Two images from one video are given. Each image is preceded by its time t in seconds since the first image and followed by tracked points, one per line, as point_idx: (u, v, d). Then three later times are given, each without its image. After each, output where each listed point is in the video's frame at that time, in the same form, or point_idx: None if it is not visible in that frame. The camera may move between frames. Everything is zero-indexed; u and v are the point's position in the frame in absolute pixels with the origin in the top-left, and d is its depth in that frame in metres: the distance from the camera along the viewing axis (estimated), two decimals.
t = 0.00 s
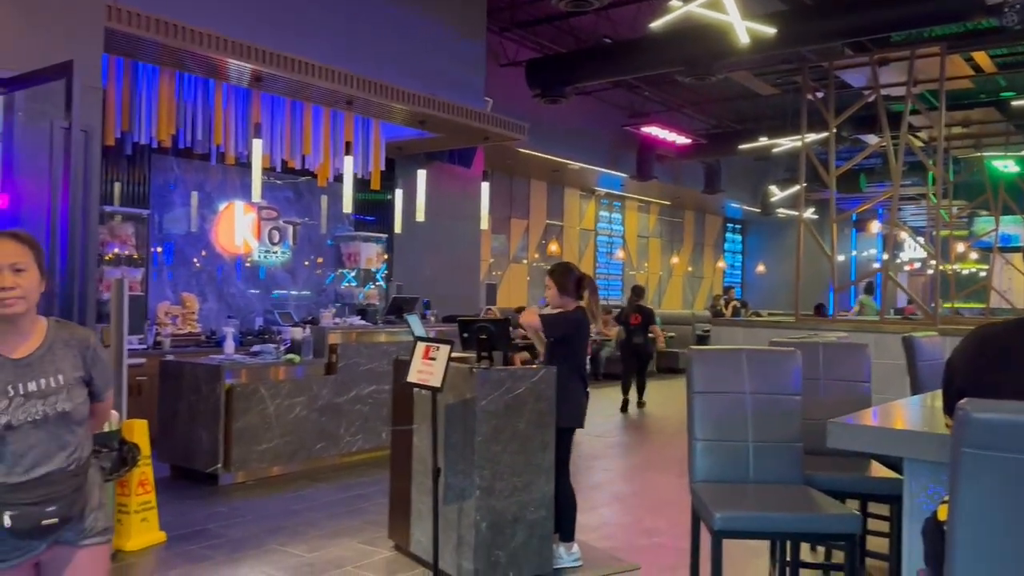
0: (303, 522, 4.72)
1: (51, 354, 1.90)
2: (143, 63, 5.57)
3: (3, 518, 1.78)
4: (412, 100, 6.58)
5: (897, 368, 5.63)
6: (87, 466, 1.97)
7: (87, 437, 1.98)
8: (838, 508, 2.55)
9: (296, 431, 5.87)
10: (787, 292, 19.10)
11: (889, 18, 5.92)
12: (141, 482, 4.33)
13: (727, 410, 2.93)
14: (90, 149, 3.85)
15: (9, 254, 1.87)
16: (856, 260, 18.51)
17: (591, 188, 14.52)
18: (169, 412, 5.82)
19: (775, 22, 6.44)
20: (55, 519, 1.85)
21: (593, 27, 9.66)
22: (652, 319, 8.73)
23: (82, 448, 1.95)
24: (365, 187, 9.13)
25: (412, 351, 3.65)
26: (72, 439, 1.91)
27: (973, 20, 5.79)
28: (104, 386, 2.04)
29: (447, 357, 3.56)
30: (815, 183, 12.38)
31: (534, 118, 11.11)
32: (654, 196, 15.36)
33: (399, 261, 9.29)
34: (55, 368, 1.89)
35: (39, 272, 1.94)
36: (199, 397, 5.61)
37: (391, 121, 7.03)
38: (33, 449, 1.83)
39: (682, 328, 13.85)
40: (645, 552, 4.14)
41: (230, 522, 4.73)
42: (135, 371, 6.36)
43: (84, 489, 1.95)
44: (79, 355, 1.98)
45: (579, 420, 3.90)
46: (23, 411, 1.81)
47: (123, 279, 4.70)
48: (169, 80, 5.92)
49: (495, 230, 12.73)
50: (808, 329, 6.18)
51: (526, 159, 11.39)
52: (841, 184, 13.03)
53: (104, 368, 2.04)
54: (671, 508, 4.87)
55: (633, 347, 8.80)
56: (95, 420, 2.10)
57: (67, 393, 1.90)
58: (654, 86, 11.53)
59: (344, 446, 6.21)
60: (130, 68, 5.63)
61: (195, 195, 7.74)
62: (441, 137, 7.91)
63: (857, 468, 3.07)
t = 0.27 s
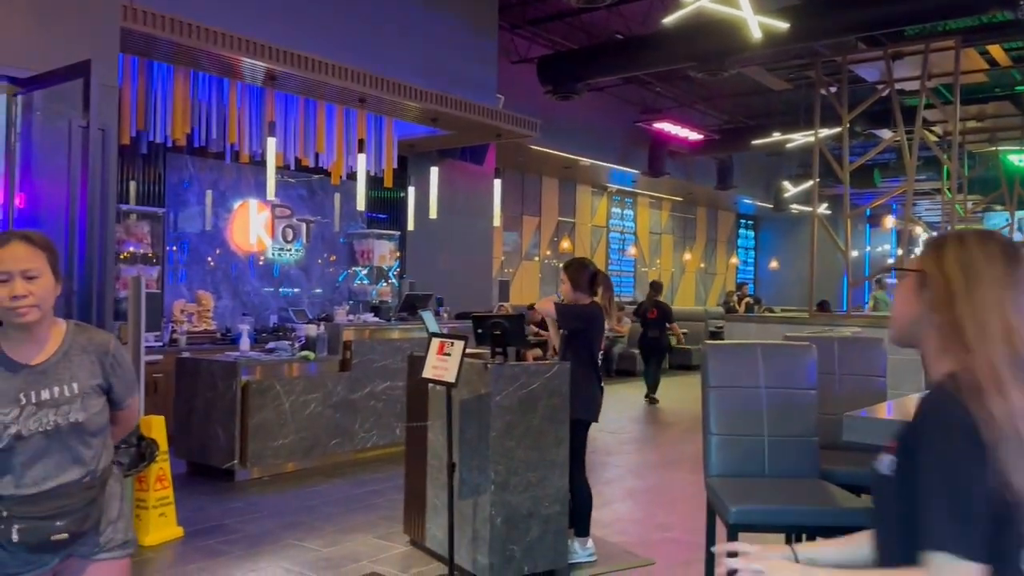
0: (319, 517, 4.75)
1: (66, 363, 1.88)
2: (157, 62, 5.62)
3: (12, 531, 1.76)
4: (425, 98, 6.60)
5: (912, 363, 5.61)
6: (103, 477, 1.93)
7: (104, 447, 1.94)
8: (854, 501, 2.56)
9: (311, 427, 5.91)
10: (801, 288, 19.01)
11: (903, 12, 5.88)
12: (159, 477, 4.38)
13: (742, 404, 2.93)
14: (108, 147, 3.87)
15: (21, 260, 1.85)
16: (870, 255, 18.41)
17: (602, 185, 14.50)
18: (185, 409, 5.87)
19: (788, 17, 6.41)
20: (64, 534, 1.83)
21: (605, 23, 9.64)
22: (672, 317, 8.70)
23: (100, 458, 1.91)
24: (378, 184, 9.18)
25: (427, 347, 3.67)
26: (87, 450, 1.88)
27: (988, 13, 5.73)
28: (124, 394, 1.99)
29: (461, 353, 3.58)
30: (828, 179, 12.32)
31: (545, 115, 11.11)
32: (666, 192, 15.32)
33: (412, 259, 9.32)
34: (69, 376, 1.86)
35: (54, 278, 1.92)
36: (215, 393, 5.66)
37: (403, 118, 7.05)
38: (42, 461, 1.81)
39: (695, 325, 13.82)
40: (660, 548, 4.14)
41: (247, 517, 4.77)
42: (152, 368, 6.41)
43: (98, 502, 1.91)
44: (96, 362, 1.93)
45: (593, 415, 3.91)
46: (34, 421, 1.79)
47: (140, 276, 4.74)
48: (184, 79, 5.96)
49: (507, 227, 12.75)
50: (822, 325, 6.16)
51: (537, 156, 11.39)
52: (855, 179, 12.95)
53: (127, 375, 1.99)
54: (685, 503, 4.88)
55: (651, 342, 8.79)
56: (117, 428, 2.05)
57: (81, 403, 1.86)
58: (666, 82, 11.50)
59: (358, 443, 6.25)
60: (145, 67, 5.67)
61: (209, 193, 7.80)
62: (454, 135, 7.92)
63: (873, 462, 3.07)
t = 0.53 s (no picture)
0: (328, 514, 4.77)
1: (91, 369, 1.56)
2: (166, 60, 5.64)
3: (18, 554, 1.43)
4: (432, 96, 6.62)
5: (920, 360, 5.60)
6: (127, 492, 1.59)
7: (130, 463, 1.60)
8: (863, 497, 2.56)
9: (321, 424, 5.94)
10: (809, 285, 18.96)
11: (912, 7, 5.85)
12: (169, 474, 4.40)
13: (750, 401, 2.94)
14: (117, 146, 3.87)
15: (39, 259, 1.54)
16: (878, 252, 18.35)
17: (609, 182, 14.49)
18: (195, 406, 5.90)
19: (797, 13, 6.38)
20: (79, 557, 1.48)
21: (612, 20, 9.63)
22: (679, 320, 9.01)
23: (122, 476, 1.58)
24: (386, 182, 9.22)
25: (436, 344, 3.68)
26: (109, 465, 1.54)
27: (999, 7, 5.68)
28: (154, 407, 1.65)
29: (470, 350, 3.59)
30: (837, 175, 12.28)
31: (553, 112, 11.11)
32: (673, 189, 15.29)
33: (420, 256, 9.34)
34: (92, 385, 1.55)
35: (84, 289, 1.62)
36: (225, 391, 5.69)
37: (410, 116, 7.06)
38: (56, 477, 1.48)
39: (702, 322, 13.81)
40: (668, 544, 4.16)
41: (257, 514, 4.79)
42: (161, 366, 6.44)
43: (118, 523, 1.56)
44: (125, 372, 1.61)
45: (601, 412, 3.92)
46: (51, 431, 1.48)
47: (150, 274, 4.76)
48: (193, 77, 5.98)
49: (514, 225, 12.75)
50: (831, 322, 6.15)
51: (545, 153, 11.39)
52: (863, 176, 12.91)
53: (159, 385, 1.67)
54: (692, 500, 4.88)
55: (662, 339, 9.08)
56: (146, 446, 1.69)
57: (104, 414, 1.55)
58: (673, 79, 11.48)
59: (367, 440, 6.27)
60: (154, 66, 5.69)
61: (218, 191, 7.83)
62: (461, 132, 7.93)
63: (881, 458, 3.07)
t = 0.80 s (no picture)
0: (328, 512, 4.78)
1: (98, 365, 1.56)
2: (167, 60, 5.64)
3: (17, 557, 1.44)
4: (432, 95, 6.62)
5: (920, 359, 5.61)
6: (136, 497, 1.60)
7: (139, 466, 1.61)
8: (861, 495, 2.57)
9: (321, 423, 5.95)
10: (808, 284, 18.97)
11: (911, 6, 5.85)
12: (169, 473, 4.41)
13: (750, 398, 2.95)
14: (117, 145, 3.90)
15: (30, 256, 1.48)
16: (878, 252, 18.37)
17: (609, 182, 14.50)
18: (195, 405, 5.91)
19: (796, 12, 6.38)
20: (80, 564, 1.47)
21: (611, 20, 9.63)
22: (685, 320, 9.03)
23: (130, 479, 1.58)
24: (386, 181, 9.22)
25: (436, 343, 3.68)
26: (115, 468, 1.55)
27: (998, 7, 5.68)
28: (165, 406, 1.65)
29: (470, 348, 3.59)
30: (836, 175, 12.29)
31: (552, 112, 11.11)
32: (673, 189, 15.30)
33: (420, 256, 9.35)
34: (99, 381, 1.55)
35: (86, 278, 1.59)
36: (225, 390, 5.70)
37: (411, 115, 7.07)
38: (62, 477, 1.49)
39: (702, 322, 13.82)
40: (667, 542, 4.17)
41: (257, 512, 4.80)
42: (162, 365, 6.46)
43: (124, 529, 1.56)
44: (134, 367, 1.61)
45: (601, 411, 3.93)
46: (55, 429, 1.49)
47: (151, 273, 4.77)
48: (193, 77, 5.99)
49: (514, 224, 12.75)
50: (831, 321, 6.16)
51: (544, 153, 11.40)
52: (862, 175, 12.92)
53: (170, 383, 1.66)
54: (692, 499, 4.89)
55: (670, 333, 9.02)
56: (160, 446, 1.70)
57: (111, 413, 1.55)
58: (672, 79, 11.48)
59: (367, 439, 6.28)
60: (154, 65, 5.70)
61: (218, 191, 7.84)
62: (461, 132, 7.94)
63: (880, 456, 3.08)
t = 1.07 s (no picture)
0: (318, 513, 4.77)
1: (65, 380, 1.58)
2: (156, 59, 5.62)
3: None
4: (423, 95, 6.62)
5: (907, 359, 5.64)
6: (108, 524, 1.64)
7: (110, 490, 1.63)
8: (849, 495, 2.58)
9: (311, 424, 5.93)
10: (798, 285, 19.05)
11: (900, 9, 5.87)
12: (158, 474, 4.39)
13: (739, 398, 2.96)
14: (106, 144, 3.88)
15: None
16: (867, 253, 18.47)
17: (600, 182, 14.52)
18: (184, 406, 5.89)
19: (786, 14, 6.40)
20: None
21: (602, 21, 9.65)
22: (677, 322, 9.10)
23: (101, 509, 1.61)
24: (376, 181, 9.21)
25: (426, 343, 3.69)
26: (82, 493, 1.57)
27: (986, 10, 5.71)
28: (138, 426, 1.66)
29: (460, 349, 3.60)
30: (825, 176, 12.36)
31: (543, 112, 11.12)
32: (663, 189, 15.33)
33: (410, 256, 9.34)
34: (66, 399, 1.57)
35: (45, 291, 1.57)
36: (214, 390, 5.68)
37: (401, 115, 7.07)
38: (27, 502, 1.52)
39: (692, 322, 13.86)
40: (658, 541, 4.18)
41: (246, 513, 4.78)
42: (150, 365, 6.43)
43: (95, 561, 1.60)
44: (105, 383, 1.63)
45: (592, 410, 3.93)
46: (16, 454, 1.51)
47: (139, 273, 4.74)
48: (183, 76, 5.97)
49: (505, 225, 12.76)
50: (820, 322, 6.20)
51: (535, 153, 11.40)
52: (851, 176, 12.99)
53: (144, 402, 1.68)
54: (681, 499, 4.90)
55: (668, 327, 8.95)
56: (138, 469, 1.71)
57: (78, 433, 1.57)
58: (663, 80, 11.50)
59: (357, 439, 6.27)
60: (144, 65, 5.67)
61: (207, 190, 7.81)
62: (452, 132, 7.94)
63: (868, 457, 3.10)
